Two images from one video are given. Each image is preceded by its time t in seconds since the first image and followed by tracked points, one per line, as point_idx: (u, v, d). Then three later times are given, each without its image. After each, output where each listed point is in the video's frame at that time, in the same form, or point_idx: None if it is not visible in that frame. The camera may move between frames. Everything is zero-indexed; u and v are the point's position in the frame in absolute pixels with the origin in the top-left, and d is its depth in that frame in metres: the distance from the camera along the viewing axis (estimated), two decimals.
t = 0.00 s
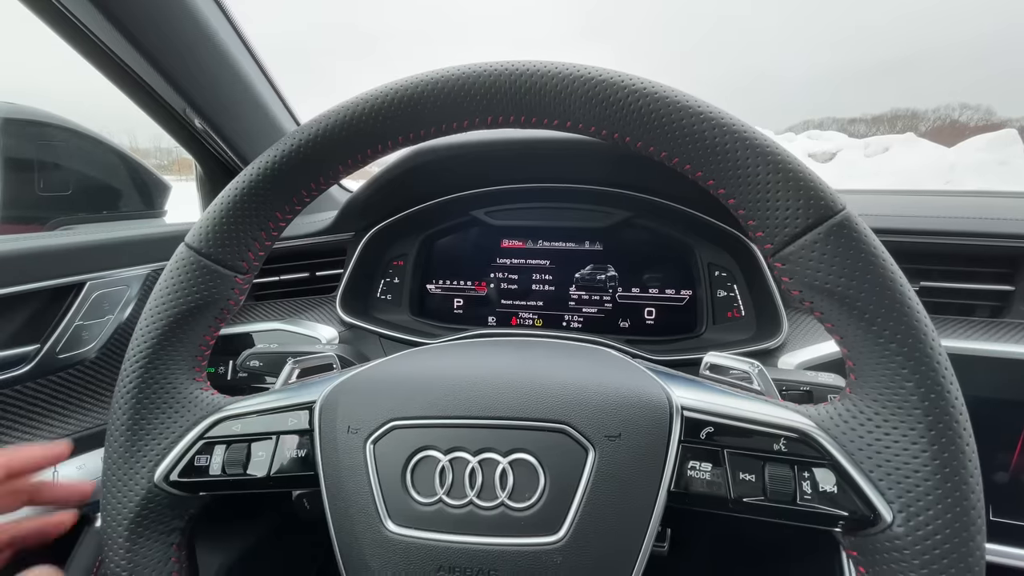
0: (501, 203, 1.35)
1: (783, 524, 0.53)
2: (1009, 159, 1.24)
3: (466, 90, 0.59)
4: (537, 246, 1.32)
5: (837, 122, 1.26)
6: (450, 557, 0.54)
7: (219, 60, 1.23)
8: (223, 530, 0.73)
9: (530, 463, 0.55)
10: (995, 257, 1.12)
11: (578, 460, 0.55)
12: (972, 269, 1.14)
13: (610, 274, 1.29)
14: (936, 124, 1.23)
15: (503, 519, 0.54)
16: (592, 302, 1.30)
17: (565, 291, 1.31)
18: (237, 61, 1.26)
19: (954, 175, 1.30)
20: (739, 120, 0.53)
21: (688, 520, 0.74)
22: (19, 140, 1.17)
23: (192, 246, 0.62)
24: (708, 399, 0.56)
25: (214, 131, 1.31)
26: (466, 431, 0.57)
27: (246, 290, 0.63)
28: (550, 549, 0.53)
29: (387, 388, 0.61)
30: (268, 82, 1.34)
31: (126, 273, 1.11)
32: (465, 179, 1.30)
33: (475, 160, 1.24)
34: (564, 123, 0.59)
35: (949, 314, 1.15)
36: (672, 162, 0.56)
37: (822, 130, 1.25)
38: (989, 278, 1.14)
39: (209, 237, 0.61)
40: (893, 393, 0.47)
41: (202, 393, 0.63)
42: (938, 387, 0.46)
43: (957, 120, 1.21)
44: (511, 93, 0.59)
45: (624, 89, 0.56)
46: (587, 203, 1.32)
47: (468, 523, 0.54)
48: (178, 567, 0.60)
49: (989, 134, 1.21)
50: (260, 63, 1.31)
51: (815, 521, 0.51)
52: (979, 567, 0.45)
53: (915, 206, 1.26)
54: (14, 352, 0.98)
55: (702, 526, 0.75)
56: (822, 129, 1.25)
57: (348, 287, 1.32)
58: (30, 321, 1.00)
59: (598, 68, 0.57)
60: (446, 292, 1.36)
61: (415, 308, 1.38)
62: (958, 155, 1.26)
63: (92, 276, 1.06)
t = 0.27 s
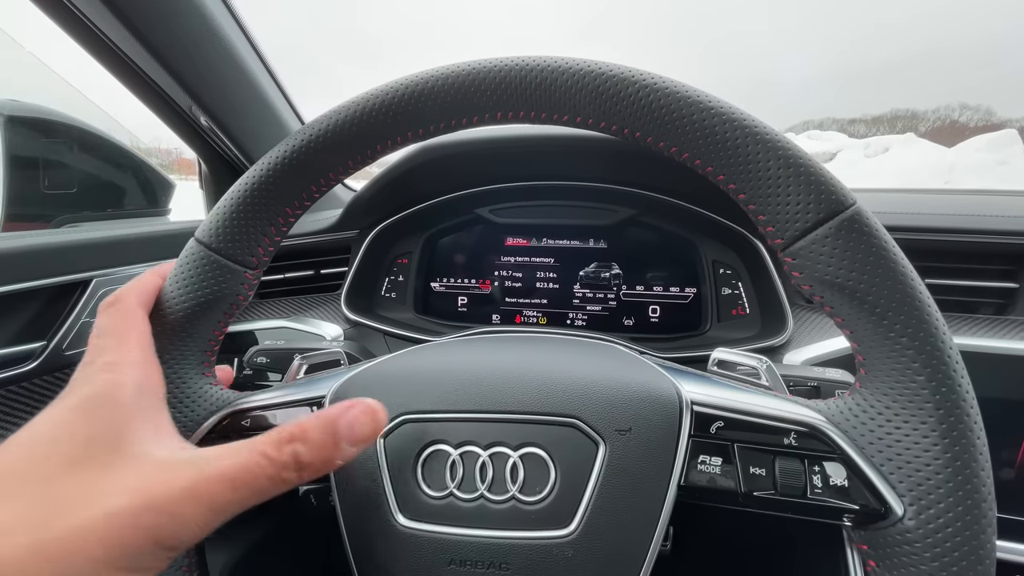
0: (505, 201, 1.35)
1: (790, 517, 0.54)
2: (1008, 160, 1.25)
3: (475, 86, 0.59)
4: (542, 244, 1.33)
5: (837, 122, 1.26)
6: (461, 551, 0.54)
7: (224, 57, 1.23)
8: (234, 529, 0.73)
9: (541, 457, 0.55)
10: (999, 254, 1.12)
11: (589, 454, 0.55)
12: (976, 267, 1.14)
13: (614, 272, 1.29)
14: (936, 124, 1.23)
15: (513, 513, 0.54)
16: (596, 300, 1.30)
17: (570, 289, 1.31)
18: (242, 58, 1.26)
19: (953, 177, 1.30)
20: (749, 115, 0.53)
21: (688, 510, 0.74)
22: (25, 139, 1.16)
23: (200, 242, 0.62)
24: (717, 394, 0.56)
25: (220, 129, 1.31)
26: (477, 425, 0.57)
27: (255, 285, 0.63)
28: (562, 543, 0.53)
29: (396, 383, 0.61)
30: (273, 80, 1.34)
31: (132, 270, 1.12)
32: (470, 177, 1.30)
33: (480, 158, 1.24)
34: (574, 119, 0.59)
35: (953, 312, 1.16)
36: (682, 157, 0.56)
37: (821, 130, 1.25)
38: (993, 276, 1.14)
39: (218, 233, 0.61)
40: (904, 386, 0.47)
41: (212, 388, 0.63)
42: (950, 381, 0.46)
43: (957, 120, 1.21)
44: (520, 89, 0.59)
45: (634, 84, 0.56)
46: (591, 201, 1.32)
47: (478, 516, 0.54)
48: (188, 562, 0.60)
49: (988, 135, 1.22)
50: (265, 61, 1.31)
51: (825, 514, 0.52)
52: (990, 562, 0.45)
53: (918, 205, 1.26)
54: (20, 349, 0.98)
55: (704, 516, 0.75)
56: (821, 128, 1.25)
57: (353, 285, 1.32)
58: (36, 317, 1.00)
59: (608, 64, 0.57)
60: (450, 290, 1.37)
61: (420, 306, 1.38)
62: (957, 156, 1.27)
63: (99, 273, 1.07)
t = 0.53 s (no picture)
0: (506, 201, 1.35)
1: (794, 515, 0.55)
2: (1009, 159, 1.24)
3: (478, 85, 0.59)
4: (543, 243, 1.33)
5: (837, 123, 1.25)
6: (464, 550, 0.54)
7: (226, 57, 1.23)
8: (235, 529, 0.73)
9: (544, 456, 0.55)
10: (1000, 254, 1.12)
11: (592, 454, 0.55)
12: (977, 266, 1.14)
13: (615, 272, 1.29)
14: (936, 124, 1.23)
15: (516, 512, 0.54)
16: (597, 300, 1.30)
17: (571, 289, 1.31)
18: (244, 58, 1.26)
19: (954, 176, 1.30)
20: (752, 113, 0.53)
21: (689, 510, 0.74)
22: (26, 139, 1.16)
23: (202, 240, 0.61)
24: (721, 393, 0.56)
25: (221, 128, 1.31)
26: (480, 424, 0.57)
27: (258, 284, 0.63)
28: (564, 542, 0.53)
29: (399, 382, 0.61)
30: (274, 80, 1.34)
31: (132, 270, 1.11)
32: (471, 177, 1.30)
33: (481, 158, 1.24)
34: (577, 118, 0.59)
35: (955, 311, 1.16)
36: (685, 156, 0.56)
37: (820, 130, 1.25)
38: (995, 275, 1.14)
39: (221, 232, 0.61)
40: (907, 385, 0.47)
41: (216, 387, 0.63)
42: (953, 379, 0.46)
43: (956, 120, 1.21)
44: (523, 88, 0.59)
45: (638, 83, 0.56)
46: (593, 201, 1.32)
47: (481, 515, 0.54)
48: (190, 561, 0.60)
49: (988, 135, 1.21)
50: (266, 61, 1.31)
51: (828, 513, 0.52)
52: (995, 562, 0.44)
53: (919, 204, 1.25)
54: (21, 348, 0.98)
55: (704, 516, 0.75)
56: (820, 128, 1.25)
57: (354, 285, 1.31)
58: (37, 317, 1.00)
59: (611, 62, 0.57)
60: (451, 290, 1.37)
61: (421, 305, 1.38)
62: (957, 156, 1.27)
63: (99, 272, 1.07)
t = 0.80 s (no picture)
0: (508, 201, 1.36)
1: (797, 514, 0.55)
2: (1008, 159, 1.25)
3: (483, 88, 0.60)
4: (545, 244, 1.34)
5: (837, 123, 1.26)
6: (470, 548, 0.54)
7: (230, 58, 1.23)
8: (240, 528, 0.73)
9: (549, 455, 0.56)
10: (1000, 255, 1.13)
11: (596, 453, 0.56)
12: (977, 267, 1.15)
13: (617, 273, 1.30)
14: (935, 125, 1.24)
15: (521, 511, 0.54)
16: (599, 301, 1.31)
17: (573, 290, 1.32)
18: (247, 60, 1.26)
19: (954, 176, 1.31)
20: (755, 117, 0.54)
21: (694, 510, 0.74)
22: (30, 141, 1.16)
23: (210, 242, 0.62)
24: (724, 394, 0.57)
25: (226, 130, 1.32)
26: (485, 424, 0.58)
27: (264, 285, 0.64)
28: (569, 540, 0.54)
29: (404, 382, 0.62)
30: (278, 82, 1.34)
31: (135, 271, 1.11)
32: (474, 178, 1.31)
33: (483, 159, 1.25)
34: (581, 121, 0.59)
35: (955, 312, 1.16)
36: (689, 159, 0.56)
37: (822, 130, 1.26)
38: (995, 276, 1.14)
39: (228, 233, 0.62)
40: (908, 385, 0.48)
41: (223, 388, 0.64)
42: (953, 380, 0.47)
43: (956, 120, 1.22)
44: (527, 91, 0.59)
45: (642, 87, 0.57)
46: (595, 202, 1.33)
47: (487, 513, 0.55)
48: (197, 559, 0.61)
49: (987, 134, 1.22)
50: (270, 63, 1.31)
51: (830, 512, 0.53)
52: (995, 561, 0.45)
53: (919, 205, 1.26)
54: (27, 349, 0.99)
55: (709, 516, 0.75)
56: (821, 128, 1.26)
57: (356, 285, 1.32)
58: (42, 318, 1.00)
59: (615, 66, 0.58)
60: (454, 290, 1.37)
61: (423, 306, 1.38)
62: (956, 157, 1.27)
63: (104, 273, 1.07)
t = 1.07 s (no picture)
0: (507, 203, 1.36)
1: (794, 515, 0.55)
2: (1008, 159, 1.25)
3: (481, 91, 0.60)
4: (544, 245, 1.34)
5: (837, 124, 1.26)
6: (467, 550, 0.55)
7: (229, 60, 1.23)
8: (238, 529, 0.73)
9: (546, 457, 0.56)
10: (999, 256, 1.13)
11: (593, 455, 0.56)
12: (976, 269, 1.15)
13: (616, 274, 1.30)
14: (935, 125, 1.24)
15: (518, 512, 0.55)
16: (598, 302, 1.31)
17: (572, 291, 1.32)
18: (247, 62, 1.26)
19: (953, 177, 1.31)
20: (753, 120, 0.54)
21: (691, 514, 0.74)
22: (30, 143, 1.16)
23: (208, 244, 0.62)
24: (720, 396, 0.57)
25: (225, 131, 1.32)
26: (482, 426, 0.58)
27: (263, 287, 0.64)
28: (565, 542, 0.54)
29: (402, 384, 0.62)
30: (277, 83, 1.34)
31: (134, 272, 1.12)
32: (473, 179, 1.31)
33: (483, 161, 1.25)
34: (579, 123, 0.59)
35: (953, 313, 1.17)
36: (687, 162, 0.57)
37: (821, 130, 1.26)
38: (994, 277, 1.14)
39: (226, 235, 0.62)
40: (904, 388, 0.48)
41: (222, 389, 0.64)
42: (949, 382, 0.47)
43: (956, 121, 1.22)
44: (524, 94, 0.59)
45: (640, 90, 0.57)
46: (594, 203, 1.33)
47: (484, 515, 0.55)
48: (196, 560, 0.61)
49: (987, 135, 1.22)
50: (269, 65, 1.32)
51: (827, 513, 0.53)
52: (990, 562, 0.45)
53: (918, 206, 1.26)
54: (25, 351, 0.99)
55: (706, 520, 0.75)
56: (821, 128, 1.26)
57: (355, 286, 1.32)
58: (41, 320, 1.00)
59: (613, 69, 0.58)
60: (453, 291, 1.38)
61: (422, 307, 1.39)
62: (957, 157, 1.27)
63: (104, 274, 1.07)
